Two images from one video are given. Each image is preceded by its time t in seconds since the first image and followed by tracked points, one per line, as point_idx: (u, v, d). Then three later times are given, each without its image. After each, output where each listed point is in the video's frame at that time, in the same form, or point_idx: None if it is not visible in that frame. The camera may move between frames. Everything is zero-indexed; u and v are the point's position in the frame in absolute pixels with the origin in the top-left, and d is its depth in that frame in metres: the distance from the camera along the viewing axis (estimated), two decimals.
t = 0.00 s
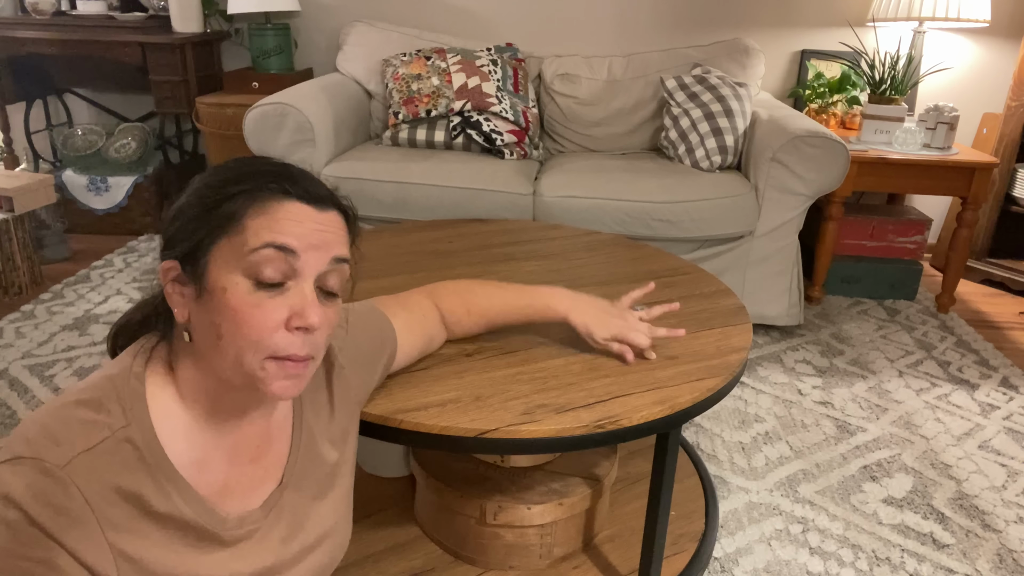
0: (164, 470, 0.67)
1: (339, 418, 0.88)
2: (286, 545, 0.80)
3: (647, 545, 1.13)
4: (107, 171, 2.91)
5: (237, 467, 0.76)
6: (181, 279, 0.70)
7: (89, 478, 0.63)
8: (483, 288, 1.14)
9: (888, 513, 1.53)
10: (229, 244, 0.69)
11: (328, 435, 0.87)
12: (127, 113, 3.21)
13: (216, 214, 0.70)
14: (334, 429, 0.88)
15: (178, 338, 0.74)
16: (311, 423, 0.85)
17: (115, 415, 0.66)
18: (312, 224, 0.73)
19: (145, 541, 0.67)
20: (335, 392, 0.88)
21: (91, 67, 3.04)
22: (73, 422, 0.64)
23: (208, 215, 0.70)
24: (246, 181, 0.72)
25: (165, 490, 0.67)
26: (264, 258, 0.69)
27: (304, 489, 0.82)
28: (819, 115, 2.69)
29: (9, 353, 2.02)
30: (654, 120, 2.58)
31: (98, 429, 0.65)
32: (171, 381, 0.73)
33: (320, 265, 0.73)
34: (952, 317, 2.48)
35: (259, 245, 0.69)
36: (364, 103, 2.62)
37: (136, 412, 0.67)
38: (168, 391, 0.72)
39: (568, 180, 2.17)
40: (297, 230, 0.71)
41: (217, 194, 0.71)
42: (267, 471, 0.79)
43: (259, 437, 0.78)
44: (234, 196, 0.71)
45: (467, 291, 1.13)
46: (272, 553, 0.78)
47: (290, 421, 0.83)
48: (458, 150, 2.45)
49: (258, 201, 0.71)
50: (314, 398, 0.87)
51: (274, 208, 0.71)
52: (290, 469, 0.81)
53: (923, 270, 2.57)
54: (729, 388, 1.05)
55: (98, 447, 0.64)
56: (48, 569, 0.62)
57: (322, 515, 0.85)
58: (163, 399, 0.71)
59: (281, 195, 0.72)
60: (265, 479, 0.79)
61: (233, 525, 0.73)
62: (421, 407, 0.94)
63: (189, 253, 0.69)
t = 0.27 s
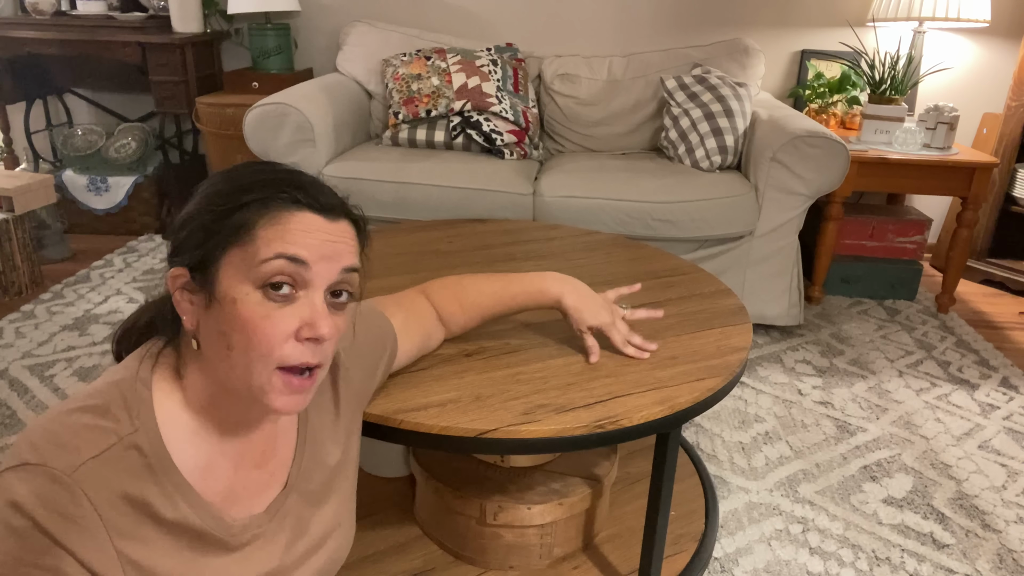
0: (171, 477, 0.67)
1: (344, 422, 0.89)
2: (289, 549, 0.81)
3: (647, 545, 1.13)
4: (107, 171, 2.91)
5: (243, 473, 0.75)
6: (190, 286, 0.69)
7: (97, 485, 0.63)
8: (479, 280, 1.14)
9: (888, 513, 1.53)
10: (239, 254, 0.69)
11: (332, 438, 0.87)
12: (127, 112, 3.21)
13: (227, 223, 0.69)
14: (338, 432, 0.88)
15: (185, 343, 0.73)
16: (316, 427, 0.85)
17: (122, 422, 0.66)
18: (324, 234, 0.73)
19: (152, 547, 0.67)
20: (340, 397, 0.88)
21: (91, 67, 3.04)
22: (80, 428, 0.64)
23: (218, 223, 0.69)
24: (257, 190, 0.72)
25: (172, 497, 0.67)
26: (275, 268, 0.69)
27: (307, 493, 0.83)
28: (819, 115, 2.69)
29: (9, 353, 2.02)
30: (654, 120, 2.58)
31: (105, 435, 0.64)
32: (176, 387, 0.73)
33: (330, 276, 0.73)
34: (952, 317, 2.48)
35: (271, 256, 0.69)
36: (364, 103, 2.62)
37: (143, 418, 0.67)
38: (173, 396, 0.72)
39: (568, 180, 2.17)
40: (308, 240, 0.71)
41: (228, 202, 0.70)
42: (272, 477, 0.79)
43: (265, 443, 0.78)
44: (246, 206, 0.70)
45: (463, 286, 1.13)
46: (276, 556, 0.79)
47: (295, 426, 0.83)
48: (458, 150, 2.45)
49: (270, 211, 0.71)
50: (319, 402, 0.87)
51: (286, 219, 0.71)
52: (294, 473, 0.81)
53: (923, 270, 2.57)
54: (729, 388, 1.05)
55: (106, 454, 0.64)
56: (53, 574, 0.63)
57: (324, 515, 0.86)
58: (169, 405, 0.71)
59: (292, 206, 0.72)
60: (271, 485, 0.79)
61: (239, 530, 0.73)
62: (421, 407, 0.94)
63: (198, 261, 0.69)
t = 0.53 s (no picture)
0: (173, 477, 0.67)
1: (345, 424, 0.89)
2: (291, 551, 0.80)
3: (647, 545, 1.13)
4: (107, 171, 2.91)
5: (245, 474, 0.75)
6: (196, 289, 0.69)
7: (99, 485, 0.63)
8: (477, 279, 1.14)
9: (888, 513, 1.53)
10: (249, 259, 0.68)
11: (334, 440, 0.87)
12: (128, 112, 3.21)
13: (235, 228, 0.69)
14: (340, 434, 0.88)
15: (188, 345, 0.73)
16: (319, 428, 0.85)
17: (124, 422, 0.66)
18: (333, 238, 0.72)
19: (154, 547, 0.67)
20: (341, 399, 0.88)
21: (91, 67, 3.04)
22: (82, 429, 0.64)
23: (227, 227, 0.69)
24: (266, 195, 0.71)
25: (174, 498, 0.68)
26: (285, 273, 0.69)
27: (309, 494, 0.83)
28: (819, 115, 2.69)
29: (9, 353, 2.02)
30: (654, 120, 2.58)
31: (107, 436, 0.65)
32: (179, 388, 0.72)
33: (338, 280, 0.73)
34: (952, 317, 2.48)
35: (281, 260, 0.69)
36: (364, 103, 2.62)
37: (146, 419, 0.67)
38: (177, 397, 0.72)
39: (568, 180, 2.17)
40: (318, 244, 0.71)
41: (237, 205, 0.70)
42: (274, 478, 0.79)
43: (268, 445, 0.78)
44: (255, 210, 0.70)
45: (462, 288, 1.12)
46: (278, 558, 0.78)
47: (297, 427, 0.83)
48: (458, 150, 2.45)
49: (280, 215, 0.70)
50: (322, 405, 0.87)
51: (296, 223, 0.71)
52: (296, 475, 0.81)
53: (923, 270, 2.57)
54: (729, 388, 1.05)
55: (108, 454, 0.64)
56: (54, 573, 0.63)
57: (325, 516, 0.86)
58: (172, 406, 0.71)
59: (301, 210, 0.72)
60: (272, 486, 0.79)
61: (241, 531, 0.73)
62: (421, 407, 0.94)
63: (205, 263, 0.69)
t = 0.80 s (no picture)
0: (165, 471, 0.67)
1: (340, 421, 0.88)
2: (285, 548, 0.80)
3: (647, 545, 1.13)
4: (107, 171, 2.91)
5: (239, 469, 0.75)
6: (197, 288, 0.69)
7: (91, 478, 0.63)
8: (476, 281, 1.14)
9: (888, 513, 1.53)
10: (254, 256, 0.68)
11: (329, 438, 0.87)
12: (127, 112, 3.21)
13: (238, 225, 0.68)
14: (335, 431, 0.88)
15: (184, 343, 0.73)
16: (313, 425, 0.85)
17: (116, 417, 0.66)
18: (334, 233, 0.74)
19: (146, 542, 0.67)
20: (336, 395, 0.88)
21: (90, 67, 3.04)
22: (74, 423, 0.64)
23: (229, 225, 0.68)
24: (266, 192, 0.71)
25: (166, 492, 0.67)
26: (292, 268, 0.70)
27: (303, 490, 0.82)
28: (819, 115, 2.69)
29: (9, 353, 2.02)
30: (654, 120, 2.58)
31: (99, 430, 0.65)
32: (175, 385, 0.72)
33: (340, 273, 0.75)
34: (952, 317, 2.48)
35: (288, 257, 0.69)
36: (363, 103, 2.62)
37: (137, 413, 0.67)
38: (173, 395, 0.72)
39: (568, 180, 2.17)
40: (322, 240, 0.72)
41: (236, 202, 0.70)
42: (268, 474, 0.79)
43: (263, 441, 0.78)
44: (257, 208, 0.70)
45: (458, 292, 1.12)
46: (271, 554, 0.78)
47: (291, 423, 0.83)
48: (458, 150, 2.45)
49: (282, 212, 0.71)
50: (317, 403, 0.87)
51: (299, 219, 0.72)
52: (290, 471, 0.81)
53: (923, 270, 2.57)
54: (729, 388, 1.05)
55: (100, 448, 0.64)
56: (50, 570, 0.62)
57: (321, 515, 0.85)
58: (168, 403, 0.71)
59: (303, 207, 0.73)
60: (267, 482, 0.78)
61: (234, 527, 0.73)
62: (421, 407, 0.95)
63: (204, 261, 0.68)
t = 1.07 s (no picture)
0: (150, 465, 0.67)
1: (328, 414, 0.88)
2: (276, 542, 0.79)
3: (647, 545, 1.13)
4: (107, 171, 2.91)
5: (226, 462, 0.75)
6: (183, 281, 0.68)
7: (74, 475, 0.63)
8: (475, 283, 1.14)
9: (888, 513, 1.53)
10: (241, 247, 0.68)
11: (317, 431, 0.87)
12: (128, 112, 3.21)
13: (223, 217, 0.68)
14: (323, 424, 0.88)
15: (167, 338, 0.73)
16: (300, 418, 0.85)
17: (99, 413, 0.66)
18: (319, 221, 0.74)
19: (133, 538, 0.67)
20: (323, 388, 0.88)
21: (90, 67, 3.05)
22: (56, 421, 0.64)
23: (213, 216, 0.68)
24: (248, 181, 0.71)
25: (151, 486, 0.67)
26: (279, 258, 0.70)
27: (294, 484, 0.82)
28: (819, 115, 2.69)
29: (9, 353, 2.02)
30: (654, 120, 2.58)
31: (83, 427, 0.65)
32: (161, 380, 0.72)
33: (327, 260, 0.75)
34: (952, 317, 2.48)
35: (276, 246, 0.70)
36: (363, 103, 2.62)
37: (121, 408, 0.67)
38: (157, 389, 0.72)
39: (568, 180, 2.17)
40: (308, 228, 0.72)
41: (218, 194, 0.69)
42: (256, 467, 0.79)
43: (249, 434, 0.78)
44: (239, 198, 0.69)
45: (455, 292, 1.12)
46: (262, 547, 0.78)
47: (279, 416, 0.83)
48: (458, 150, 2.45)
49: (268, 201, 0.71)
50: (303, 396, 0.87)
51: (284, 207, 0.71)
52: (279, 463, 0.81)
53: (923, 270, 2.57)
54: (730, 388, 1.05)
55: (84, 444, 0.64)
56: (37, 566, 0.62)
57: (313, 510, 0.84)
58: (151, 398, 0.71)
59: (287, 194, 0.72)
60: (256, 475, 0.79)
61: (222, 521, 0.73)
62: (420, 407, 0.95)
63: (190, 254, 0.68)
